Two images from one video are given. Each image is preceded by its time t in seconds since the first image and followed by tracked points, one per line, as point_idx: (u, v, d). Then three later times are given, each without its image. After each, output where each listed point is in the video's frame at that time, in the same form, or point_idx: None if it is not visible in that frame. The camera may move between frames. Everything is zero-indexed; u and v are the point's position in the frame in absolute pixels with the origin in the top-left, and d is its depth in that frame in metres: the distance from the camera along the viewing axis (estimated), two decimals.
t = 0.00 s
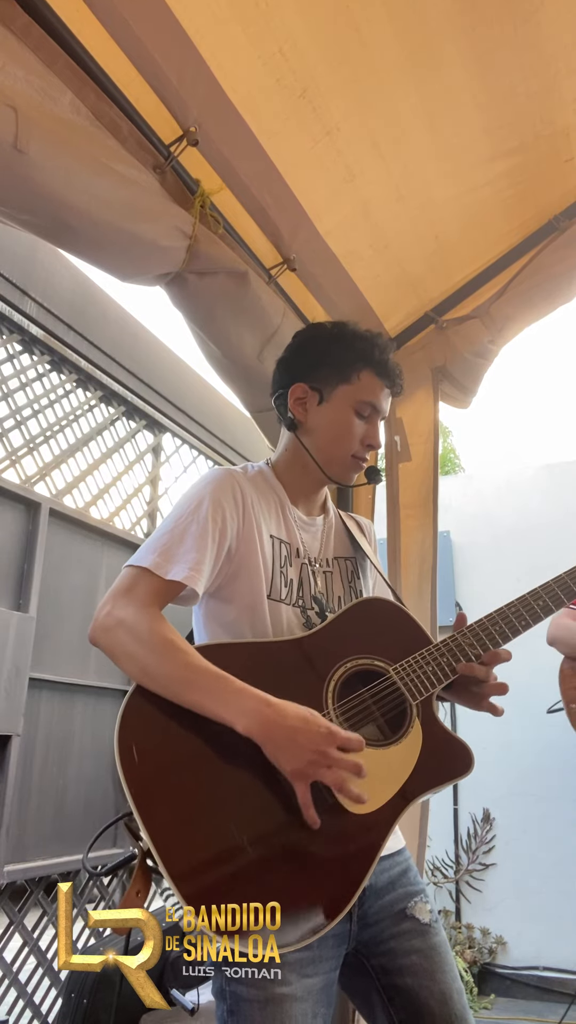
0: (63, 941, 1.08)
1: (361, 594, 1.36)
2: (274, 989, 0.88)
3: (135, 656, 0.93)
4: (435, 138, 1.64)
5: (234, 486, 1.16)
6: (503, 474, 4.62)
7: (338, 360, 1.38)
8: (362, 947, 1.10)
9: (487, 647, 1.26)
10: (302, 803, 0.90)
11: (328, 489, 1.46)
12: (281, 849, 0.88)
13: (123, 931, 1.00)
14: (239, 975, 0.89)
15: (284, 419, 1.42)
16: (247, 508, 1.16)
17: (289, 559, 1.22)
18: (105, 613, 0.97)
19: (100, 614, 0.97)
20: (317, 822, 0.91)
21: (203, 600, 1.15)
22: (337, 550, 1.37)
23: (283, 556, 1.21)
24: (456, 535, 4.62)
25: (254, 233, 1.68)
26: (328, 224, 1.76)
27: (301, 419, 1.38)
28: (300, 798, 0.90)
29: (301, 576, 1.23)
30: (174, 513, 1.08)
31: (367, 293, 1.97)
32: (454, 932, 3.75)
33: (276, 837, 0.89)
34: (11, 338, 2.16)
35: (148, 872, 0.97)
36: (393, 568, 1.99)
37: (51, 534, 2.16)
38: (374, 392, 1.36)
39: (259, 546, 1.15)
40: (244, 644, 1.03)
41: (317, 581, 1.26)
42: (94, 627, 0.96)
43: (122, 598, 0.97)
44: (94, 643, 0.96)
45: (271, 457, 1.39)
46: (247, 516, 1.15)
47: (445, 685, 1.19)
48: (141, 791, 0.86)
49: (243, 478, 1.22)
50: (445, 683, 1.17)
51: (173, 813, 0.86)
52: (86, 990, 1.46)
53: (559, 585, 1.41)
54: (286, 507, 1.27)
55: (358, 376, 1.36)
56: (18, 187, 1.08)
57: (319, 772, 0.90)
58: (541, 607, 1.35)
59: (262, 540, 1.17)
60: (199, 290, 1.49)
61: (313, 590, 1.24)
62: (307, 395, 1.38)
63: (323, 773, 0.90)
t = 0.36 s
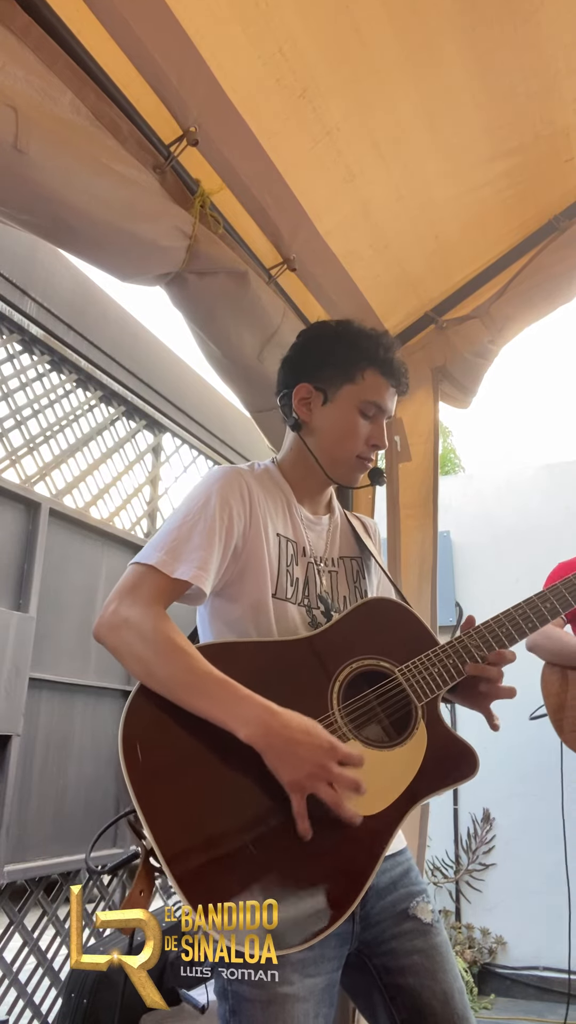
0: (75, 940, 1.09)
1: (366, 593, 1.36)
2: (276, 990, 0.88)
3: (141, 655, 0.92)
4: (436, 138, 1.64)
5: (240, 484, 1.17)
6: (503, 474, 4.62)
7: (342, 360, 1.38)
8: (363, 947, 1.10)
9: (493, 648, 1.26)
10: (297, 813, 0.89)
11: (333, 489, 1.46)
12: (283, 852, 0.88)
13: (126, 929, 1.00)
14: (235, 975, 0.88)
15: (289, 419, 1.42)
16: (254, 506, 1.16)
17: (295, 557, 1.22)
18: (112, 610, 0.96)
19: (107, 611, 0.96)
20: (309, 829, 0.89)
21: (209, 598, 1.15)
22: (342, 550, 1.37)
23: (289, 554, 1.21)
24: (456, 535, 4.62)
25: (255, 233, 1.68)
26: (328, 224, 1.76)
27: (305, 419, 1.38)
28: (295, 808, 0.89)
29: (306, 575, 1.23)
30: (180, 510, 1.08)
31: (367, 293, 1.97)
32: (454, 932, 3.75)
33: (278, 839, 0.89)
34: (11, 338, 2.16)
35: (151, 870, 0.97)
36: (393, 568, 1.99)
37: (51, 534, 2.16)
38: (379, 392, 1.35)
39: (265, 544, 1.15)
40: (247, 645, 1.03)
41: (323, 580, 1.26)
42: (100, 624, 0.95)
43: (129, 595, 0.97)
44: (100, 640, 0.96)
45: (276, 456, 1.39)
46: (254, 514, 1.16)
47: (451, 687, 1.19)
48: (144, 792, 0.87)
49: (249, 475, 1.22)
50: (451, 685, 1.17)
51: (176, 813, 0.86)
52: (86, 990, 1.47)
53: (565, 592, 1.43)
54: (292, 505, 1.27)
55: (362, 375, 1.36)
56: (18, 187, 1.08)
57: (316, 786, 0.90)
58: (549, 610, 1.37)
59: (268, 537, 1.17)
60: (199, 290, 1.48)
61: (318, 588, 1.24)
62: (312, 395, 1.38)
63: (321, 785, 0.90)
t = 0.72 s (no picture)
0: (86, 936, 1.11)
1: (369, 592, 1.35)
2: (276, 989, 0.88)
3: (145, 655, 0.93)
4: (436, 138, 1.64)
5: (244, 483, 1.17)
6: (503, 474, 4.62)
7: (340, 355, 1.38)
8: (366, 947, 1.10)
9: (497, 650, 1.26)
10: (292, 824, 0.87)
11: (336, 487, 1.46)
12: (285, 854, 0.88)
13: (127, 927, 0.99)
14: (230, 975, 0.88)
15: (290, 417, 1.43)
16: (258, 505, 1.16)
17: (298, 556, 1.22)
18: (116, 611, 0.96)
19: (111, 611, 0.96)
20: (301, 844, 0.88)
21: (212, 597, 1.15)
22: (346, 549, 1.37)
23: (292, 553, 1.21)
24: (456, 535, 4.63)
25: (255, 233, 1.68)
26: (328, 224, 1.76)
27: (305, 419, 1.38)
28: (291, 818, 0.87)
29: (310, 574, 1.23)
30: (184, 509, 1.08)
31: (367, 293, 1.97)
32: (454, 932, 3.74)
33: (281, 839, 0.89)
34: (11, 338, 2.16)
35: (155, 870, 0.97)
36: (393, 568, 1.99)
37: (51, 534, 2.16)
38: (377, 388, 1.34)
39: (268, 543, 1.15)
40: (250, 646, 1.03)
41: (326, 579, 1.26)
42: (104, 625, 0.96)
43: (133, 594, 0.97)
44: (105, 639, 0.96)
45: (278, 456, 1.40)
46: (258, 513, 1.15)
47: (455, 688, 1.19)
48: (147, 791, 0.87)
49: (253, 474, 1.22)
50: (455, 686, 1.16)
51: (178, 813, 0.87)
52: (86, 990, 1.47)
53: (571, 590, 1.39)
54: (296, 503, 1.27)
55: (361, 371, 1.35)
56: (17, 187, 1.08)
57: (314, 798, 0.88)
58: (554, 611, 1.34)
59: (271, 536, 1.17)
60: (199, 290, 1.48)
61: (322, 588, 1.24)
62: (311, 392, 1.39)
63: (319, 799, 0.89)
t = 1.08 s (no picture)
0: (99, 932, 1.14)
1: (367, 595, 1.35)
2: (275, 989, 0.88)
3: (146, 655, 0.92)
4: (435, 138, 1.64)
5: (244, 483, 1.17)
6: (503, 474, 4.62)
7: (341, 355, 1.38)
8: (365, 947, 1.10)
9: (497, 651, 1.26)
10: (295, 819, 0.88)
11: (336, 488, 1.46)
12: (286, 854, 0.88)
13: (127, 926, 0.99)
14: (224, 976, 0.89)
15: (291, 416, 1.43)
16: (258, 505, 1.16)
17: (297, 557, 1.21)
18: (118, 610, 0.96)
19: (112, 611, 0.96)
20: (305, 838, 0.89)
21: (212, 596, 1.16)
22: (345, 550, 1.37)
23: (291, 553, 1.20)
24: (456, 535, 4.63)
25: (255, 233, 1.68)
26: (328, 224, 1.76)
27: (306, 419, 1.39)
28: (294, 814, 0.88)
29: (309, 574, 1.23)
30: (184, 508, 1.08)
31: (367, 293, 1.97)
32: (454, 932, 3.73)
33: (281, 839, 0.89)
34: (11, 338, 2.16)
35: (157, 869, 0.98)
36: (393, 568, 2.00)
37: (51, 534, 2.16)
38: (379, 388, 1.34)
39: (268, 543, 1.15)
40: (250, 646, 1.03)
41: (325, 579, 1.26)
42: (105, 624, 0.96)
43: (134, 594, 0.97)
44: (106, 638, 0.96)
45: (279, 457, 1.40)
46: (258, 513, 1.16)
47: (455, 689, 1.19)
48: (147, 790, 0.87)
49: (253, 474, 1.22)
50: (454, 687, 1.17)
51: (178, 813, 0.87)
52: (86, 990, 1.50)
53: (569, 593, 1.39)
54: (295, 503, 1.27)
55: (361, 371, 1.35)
56: (18, 188, 1.08)
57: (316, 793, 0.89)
58: (553, 613, 1.33)
59: (271, 536, 1.17)
60: (199, 290, 1.48)
61: (321, 588, 1.24)
62: (312, 392, 1.39)
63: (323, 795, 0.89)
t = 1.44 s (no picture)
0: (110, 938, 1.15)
1: (365, 596, 1.35)
2: (276, 988, 0.88)
3: (147, 657, 0.92)
4: (435, 139, 1.64)
5: (243, 484, 1.17)
6: (503, 474, 4.62)
7: (336, 355, 1.38)
8: (363, 946, 1.10)
9: (494, 652, 1.26)
10: (295, 820, 0.88)
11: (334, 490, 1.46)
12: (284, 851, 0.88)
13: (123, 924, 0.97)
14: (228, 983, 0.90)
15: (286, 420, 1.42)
16: (257, 507, 1.16)
17: (296, 559, 1.21)
18: (118, 611, 0.96)
19: (112, 612, 0.97)
20: (306, 840, 0.88)
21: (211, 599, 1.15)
22: (343, 551, 1.37)
23: (290, 556, 1.20)
24: (456, 535, 4.63)
25: (255, 233, 1.68)
26: (328, 225, 1.76)
27: (303, 420, 1.38)
28: (294, 814, 0.88)
29: (308, 575, 1.22)
30: (184, 509, 1.08)
31: (367, 293, 1.97)
32: (454, 932, 3.73)
33: (282, 839, 0.89)
34: (11, 338, 2.16)
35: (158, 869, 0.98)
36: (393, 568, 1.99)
37: (51, 534, 2.16)
38: (373, 387, 1.35)
39: (267, 545, 1.15)
40: (250, 646, 1.03)
41: (324, 580, 1.26)
42: (106, 625, 0.96)
43: (133, 596, 0.97)
44: (107, 639, 0.96)
45: (277, 459, 1.39)
46: (257, 515, 1.15)
47: (453, 689, 1.19)
48: (147, 788, 0.87)
49: (252, 475, 1.22)
50: (452, 688, 1.17)
51: (178, 811, 0.87)
52: (86, 990, 1.49)
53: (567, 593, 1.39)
54: (294, 505, 1.27)
55: (356, 369, 1.36)
56: (18, 188, 1.09)
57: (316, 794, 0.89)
58: (550, 614, 1.33)
59: (269, 536, 1.17)
60: (199, 290, 1.49)
61: (319, 590, 1.23)
62: (308, 393, 1.39)
63: (322, 797, 0.89)
